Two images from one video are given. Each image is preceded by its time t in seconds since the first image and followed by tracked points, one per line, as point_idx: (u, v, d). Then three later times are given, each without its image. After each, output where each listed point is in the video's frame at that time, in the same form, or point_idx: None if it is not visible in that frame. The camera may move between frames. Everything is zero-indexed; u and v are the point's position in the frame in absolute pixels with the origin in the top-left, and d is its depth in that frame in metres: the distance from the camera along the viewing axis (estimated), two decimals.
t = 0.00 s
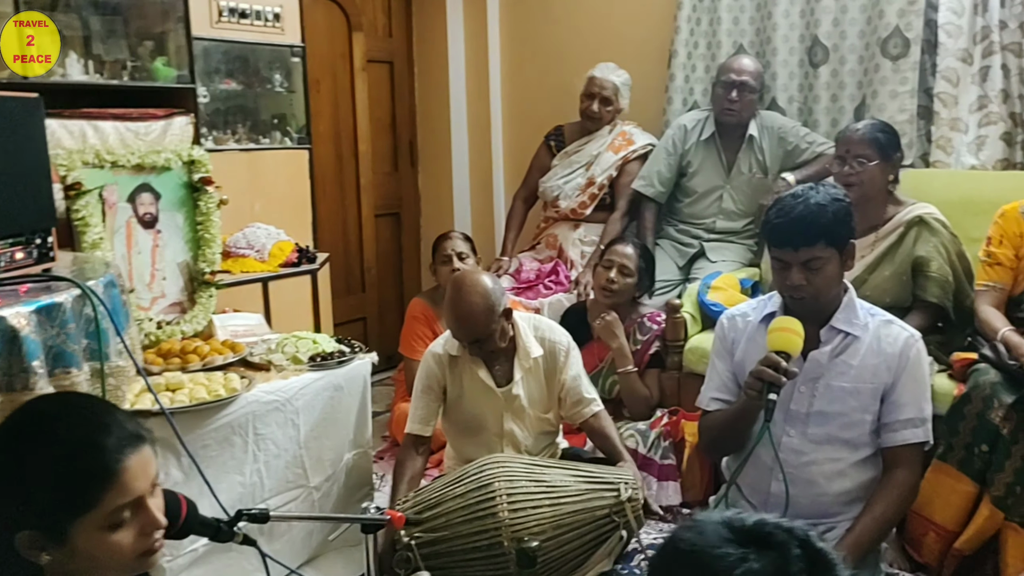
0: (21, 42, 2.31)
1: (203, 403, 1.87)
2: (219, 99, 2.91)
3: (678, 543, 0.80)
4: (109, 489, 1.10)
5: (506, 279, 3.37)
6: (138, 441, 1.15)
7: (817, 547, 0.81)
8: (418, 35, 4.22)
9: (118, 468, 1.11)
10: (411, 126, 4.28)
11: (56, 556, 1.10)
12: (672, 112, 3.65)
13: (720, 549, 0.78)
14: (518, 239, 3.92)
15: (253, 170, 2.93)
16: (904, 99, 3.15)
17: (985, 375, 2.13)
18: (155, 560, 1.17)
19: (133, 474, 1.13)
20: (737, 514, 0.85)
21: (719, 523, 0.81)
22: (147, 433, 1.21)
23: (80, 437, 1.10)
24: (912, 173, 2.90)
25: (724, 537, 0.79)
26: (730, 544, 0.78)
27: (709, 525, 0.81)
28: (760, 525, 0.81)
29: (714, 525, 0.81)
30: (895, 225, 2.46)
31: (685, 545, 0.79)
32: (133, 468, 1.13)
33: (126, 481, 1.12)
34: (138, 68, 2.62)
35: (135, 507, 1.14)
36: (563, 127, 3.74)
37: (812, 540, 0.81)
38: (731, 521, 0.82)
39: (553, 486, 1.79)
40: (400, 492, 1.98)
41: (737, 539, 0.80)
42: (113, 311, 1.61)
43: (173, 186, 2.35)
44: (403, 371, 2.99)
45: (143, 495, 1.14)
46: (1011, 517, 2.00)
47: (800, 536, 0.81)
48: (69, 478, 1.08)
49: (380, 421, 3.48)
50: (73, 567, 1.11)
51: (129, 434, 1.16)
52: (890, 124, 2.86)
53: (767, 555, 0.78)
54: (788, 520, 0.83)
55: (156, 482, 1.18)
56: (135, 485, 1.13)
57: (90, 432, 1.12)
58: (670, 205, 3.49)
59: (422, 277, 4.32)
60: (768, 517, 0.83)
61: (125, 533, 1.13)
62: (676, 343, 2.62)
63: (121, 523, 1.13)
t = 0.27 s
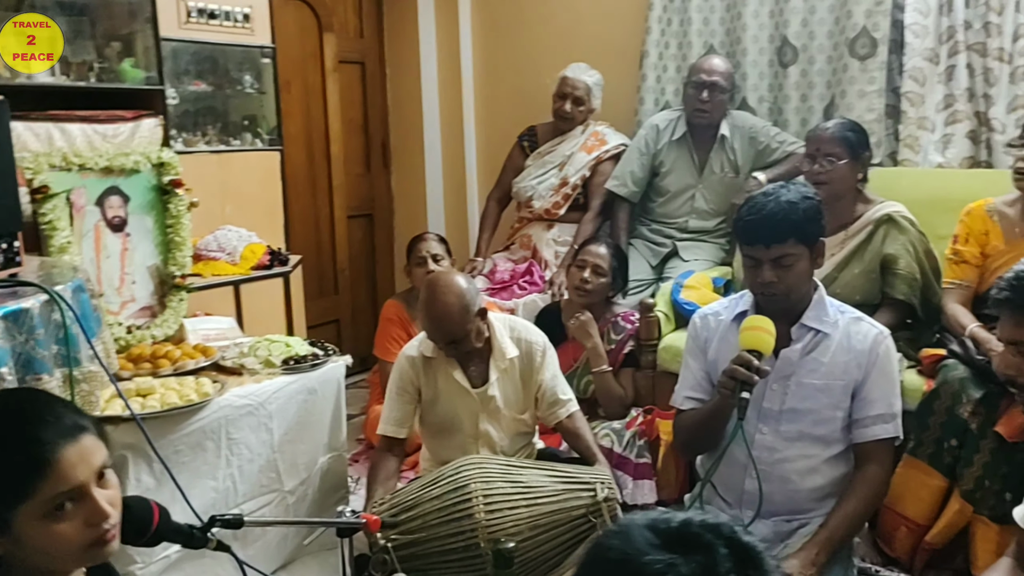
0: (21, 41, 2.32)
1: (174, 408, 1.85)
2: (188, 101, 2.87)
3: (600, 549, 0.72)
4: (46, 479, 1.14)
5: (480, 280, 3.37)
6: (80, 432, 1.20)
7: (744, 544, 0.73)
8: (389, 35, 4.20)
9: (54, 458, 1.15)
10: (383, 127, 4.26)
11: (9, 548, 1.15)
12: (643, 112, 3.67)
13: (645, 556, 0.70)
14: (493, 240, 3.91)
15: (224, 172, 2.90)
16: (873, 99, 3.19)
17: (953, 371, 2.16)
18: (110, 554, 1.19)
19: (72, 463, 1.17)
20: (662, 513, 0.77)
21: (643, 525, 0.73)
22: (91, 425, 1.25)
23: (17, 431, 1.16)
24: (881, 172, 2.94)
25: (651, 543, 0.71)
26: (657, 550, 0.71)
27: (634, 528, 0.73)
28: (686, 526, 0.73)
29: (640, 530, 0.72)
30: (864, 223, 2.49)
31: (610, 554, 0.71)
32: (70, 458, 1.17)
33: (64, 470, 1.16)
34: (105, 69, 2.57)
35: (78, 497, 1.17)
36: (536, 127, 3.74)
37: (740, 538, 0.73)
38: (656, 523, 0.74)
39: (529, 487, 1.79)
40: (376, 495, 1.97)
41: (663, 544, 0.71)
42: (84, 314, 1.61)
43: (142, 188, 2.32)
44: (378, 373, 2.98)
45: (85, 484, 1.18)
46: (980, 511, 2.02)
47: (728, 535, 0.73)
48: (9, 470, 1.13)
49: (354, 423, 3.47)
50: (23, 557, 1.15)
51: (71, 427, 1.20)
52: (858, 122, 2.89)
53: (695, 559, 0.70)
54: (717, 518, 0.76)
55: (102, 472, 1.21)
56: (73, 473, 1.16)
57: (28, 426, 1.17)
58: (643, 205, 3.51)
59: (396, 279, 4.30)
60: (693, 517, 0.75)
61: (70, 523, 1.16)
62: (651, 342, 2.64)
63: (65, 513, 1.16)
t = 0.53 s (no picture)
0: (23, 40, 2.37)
1: (147, 412, 1.82)
2: (158, 102, 2.84)
3: (556, 556, 0.91)
4: None
5: (455, 281, 3.36)
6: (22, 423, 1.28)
7: (691, 542, 0.93)
8: (362, 36, 4.18)
9: None
10: (357, 128, 4.25)
11: None
12: (617, 112, 3.69)
13: (598, 560, 0.88)
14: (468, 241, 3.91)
15: (196, 174, 2.88)
16: (843, 99, 3.23)
17: (923, 368, 2.20)
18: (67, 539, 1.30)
19: (17, 453, 1.25)
20: (613, 517, 0.97)
21: (596, 531, 0.94)
22: (33, 417, 1.33)
23: None
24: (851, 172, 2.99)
25: (603, 547, 0.90)
26: (609, 553, 0.89)
27: (587, 534, 0.93)
28: (635, 529, 0.93)
29: (593, 535, 0.93)
30: (835, 222, 2.53)
31: (565, 559, 0.89)
32: (13, 448, 1.24)
33: (9, 460, 1.23)
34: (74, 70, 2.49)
35: (23, 487, 1.25)
36: (511, 128, 3.75)
37: (687, 535, 0.94)
38: (606, 528, 0.94)
39: (507, 488, 1.79)
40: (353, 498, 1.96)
41: (616, 547, 0.91)
42: (54, 317, 1.74)
43: (113, 191, 2.29)
44: (353, 375, 2.96)
45: (29, 473, 1.26)
46: (951, 505, 2.06)
47: (676, 535, 0.93)
48: None
49: (329, 426, 3.45)
50: None
51: (14, 419, 1.28)
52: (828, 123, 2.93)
53: (645, 559, 0.89)
54: (664, 518, 0.97)
55: (49, 463, 1.29)
56: (16, 463, 1.24)
57: None
58: (618, 204, 3.51)
59: (371, 280, 4.29)
60: (642, 518, 0.96)
61: (20, 512, 1.24)
62: (626, 341, 2.64)
63: (12, 501, 1.24)
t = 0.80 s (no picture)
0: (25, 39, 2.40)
1: (120, 417, 1.80)
2: (128, 104, 2.81)
3: (547, 554, 0.85)
4: None
5: (432, 283, 3.36)
6: None
7: (685, 542, 0.87)
8: (337, 37, 4.17)
9: None
10: (332, 129, 4.22)
11: None
12: (593, 113, 3.70)
13: (590, 558, 0.82)
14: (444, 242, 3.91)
15: (169, 176, 2.85)
16: (815, 100, 3.26)
17: (896, 366, 2.23)
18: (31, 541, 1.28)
19: None
20: (606, 516, 0.91)
21: (588, 530, 0.87)
22: None
23: None
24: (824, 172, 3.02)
25: (595, 546, 0.84)
26: (600, 552, 0.83)
27: (580, 533, 0.87)
28: (627, 528, 0.88)
29: (585, 534, 0.86)
30: (809, 222, 2.55)
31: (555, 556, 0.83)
32: None
33: None
34: (43, 71, 2.46)
35: None
36: (487, 129, 3.75)
37: (681, 536, 0.88)
38: (600, 526, 0.88)
39: (485, 490, 1.79)
40: (330, 501, 1.94)
41: (607, 546, 0.85)
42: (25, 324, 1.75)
43: (84, 194, 2.26)
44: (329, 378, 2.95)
45: None
46: (924, 502, 2.10)
47: (670, 535, 0.87)
48: None
49: (305, 429, 3.43)
50: None
51: None
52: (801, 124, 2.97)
53: (637, 559, 0.83)
54: (658, 518, 0.91)
55: (8, 461, 1.27)
56: None
57: None
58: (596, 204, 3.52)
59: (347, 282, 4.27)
60: (636, 518, 0.90)
61: None
62: (603, 341, 2.63)
63: None
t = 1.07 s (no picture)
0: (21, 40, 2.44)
1: (96, 419, 1.78)
2: (103, 103, 2.77)
3: (560, 545, 0.84)
4: None
5: (411, 282, 3.35)
6: None
7: (698, 536, 0.86)
8: (313, 36, 4.14)
9: None
10: (309, 128, 4.20)
11: None
12: (571, 113, 3.71)
13: (603, 548, 0.81)
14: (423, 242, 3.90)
15: (144, 176, 2.82)
16: (791, 99, 3.29)
17: (872, 362, 2.25)
18: (3, 533, 1.35)
19: None
20: (620, 509, 0.90)
21: (602, 521, 0.86)
22: None
23: None
24: (801, 171, 3.05)
25: (608, 536, 0.83)
26: (613, 543, 0.82)
27: (594, 524, 0.86)
28: (642, 520, 0.86)
29: (598, 525, 0.85)
30: (785, 220, 2.57)
31: (569, 547, 0.82)
32: None
33: None
34: (16, 69, 2.43)
35: None
36: (466, 128, 3.74)
37: (693, 529, 0.87)
38: (613, 518, 0.87)
39: (464, 489, 1.78)
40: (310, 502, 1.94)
41: (620, 537, 0.84)
42: None
43: (57, 193, 2.23)
44: (308, 378, 2.93)
45: None
46: (900, 497, 2.13)
47: (682, 528, 0.86)
48: None
49: (284, 430, 3.41)
50: None
51: None
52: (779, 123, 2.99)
53: (651, 550, 0.82)
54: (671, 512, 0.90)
55: None
56: None
57: None
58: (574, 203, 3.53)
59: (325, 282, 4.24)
60: (649, 511, 0.89)
61: None
62: (583, 340, 2.66)
63: None
